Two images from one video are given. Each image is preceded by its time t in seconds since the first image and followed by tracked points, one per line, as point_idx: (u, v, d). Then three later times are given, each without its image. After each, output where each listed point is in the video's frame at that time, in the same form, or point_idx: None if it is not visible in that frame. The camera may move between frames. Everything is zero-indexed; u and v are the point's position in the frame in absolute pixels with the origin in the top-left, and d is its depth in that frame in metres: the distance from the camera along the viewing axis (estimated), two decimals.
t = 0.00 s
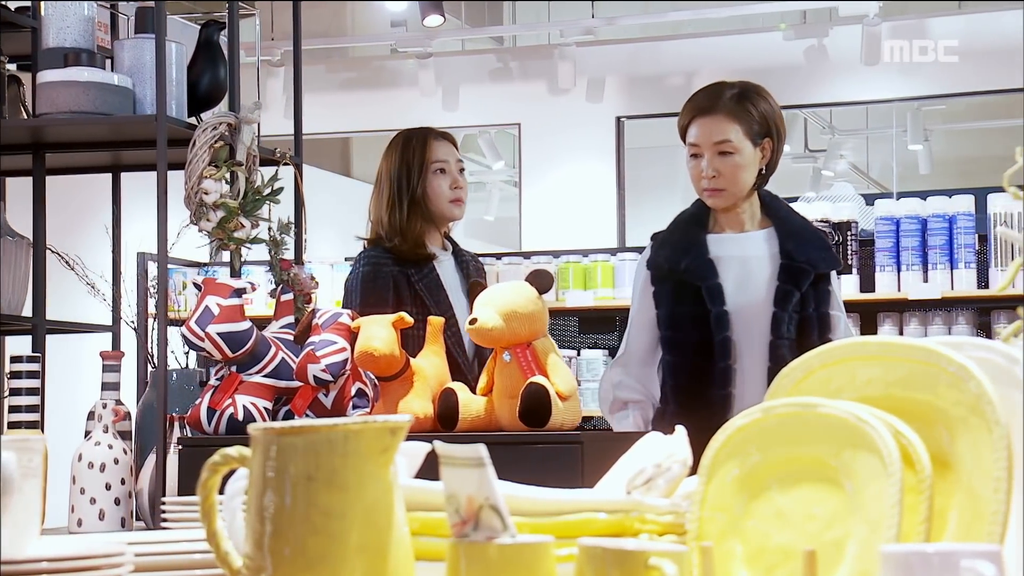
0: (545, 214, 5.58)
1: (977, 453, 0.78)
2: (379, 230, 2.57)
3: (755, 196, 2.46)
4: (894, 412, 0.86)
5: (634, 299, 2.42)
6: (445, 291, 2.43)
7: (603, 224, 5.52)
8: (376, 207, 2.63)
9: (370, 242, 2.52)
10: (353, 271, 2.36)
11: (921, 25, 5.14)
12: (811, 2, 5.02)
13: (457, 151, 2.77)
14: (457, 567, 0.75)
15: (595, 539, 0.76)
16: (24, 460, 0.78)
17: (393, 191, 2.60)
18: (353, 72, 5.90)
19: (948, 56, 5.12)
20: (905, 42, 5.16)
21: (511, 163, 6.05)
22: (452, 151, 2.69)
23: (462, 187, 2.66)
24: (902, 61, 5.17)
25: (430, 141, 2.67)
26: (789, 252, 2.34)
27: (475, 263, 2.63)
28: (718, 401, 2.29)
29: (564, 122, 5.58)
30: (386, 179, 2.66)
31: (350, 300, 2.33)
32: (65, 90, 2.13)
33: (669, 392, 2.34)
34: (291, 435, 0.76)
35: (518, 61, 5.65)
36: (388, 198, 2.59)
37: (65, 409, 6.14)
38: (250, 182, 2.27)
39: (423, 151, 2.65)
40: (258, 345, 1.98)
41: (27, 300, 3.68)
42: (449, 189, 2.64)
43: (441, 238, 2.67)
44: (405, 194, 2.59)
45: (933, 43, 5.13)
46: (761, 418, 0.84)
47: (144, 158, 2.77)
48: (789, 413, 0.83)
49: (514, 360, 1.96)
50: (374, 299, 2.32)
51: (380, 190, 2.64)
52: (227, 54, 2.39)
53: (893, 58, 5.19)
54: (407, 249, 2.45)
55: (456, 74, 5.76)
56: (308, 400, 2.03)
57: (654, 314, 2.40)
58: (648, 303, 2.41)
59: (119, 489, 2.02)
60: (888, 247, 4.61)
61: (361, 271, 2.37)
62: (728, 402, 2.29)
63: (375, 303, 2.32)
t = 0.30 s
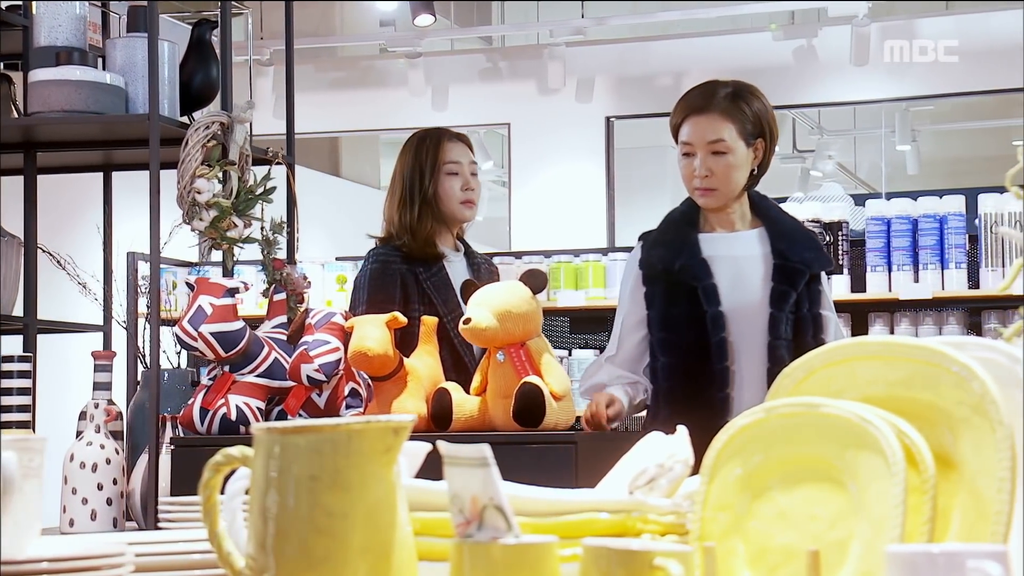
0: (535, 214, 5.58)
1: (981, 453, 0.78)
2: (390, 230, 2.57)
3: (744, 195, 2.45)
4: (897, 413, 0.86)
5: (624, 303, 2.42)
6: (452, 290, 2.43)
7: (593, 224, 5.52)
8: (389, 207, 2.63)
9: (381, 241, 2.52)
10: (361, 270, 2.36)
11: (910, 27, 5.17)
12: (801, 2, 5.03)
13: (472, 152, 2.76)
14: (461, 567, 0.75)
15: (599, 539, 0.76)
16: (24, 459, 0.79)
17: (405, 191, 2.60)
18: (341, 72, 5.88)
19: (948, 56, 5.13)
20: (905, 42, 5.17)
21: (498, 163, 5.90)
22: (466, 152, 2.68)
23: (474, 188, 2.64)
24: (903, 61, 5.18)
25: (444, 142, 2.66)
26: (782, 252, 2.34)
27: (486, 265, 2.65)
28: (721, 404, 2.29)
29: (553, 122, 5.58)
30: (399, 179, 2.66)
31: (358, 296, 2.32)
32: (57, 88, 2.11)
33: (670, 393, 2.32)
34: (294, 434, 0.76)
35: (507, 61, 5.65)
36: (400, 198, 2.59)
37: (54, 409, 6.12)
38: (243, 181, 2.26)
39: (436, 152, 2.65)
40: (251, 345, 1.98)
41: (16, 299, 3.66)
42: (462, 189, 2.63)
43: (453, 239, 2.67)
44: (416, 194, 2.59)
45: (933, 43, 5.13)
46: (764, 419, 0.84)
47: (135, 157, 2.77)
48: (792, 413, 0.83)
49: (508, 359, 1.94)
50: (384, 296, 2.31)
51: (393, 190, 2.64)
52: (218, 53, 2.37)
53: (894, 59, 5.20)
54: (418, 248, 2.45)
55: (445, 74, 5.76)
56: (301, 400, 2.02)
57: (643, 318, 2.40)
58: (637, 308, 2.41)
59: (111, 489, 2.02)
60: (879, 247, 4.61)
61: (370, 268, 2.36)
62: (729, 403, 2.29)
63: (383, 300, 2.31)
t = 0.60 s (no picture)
0: (528, 214, 5.57)
1: (985, 453, 0.78)
2: (399, 228, 2.58)
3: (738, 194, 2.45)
4: (901, 412, 0.86)
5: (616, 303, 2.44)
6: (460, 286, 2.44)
7: (587, 224, 5.52)
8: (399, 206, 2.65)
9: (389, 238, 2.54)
10: (370, 265, 2.38)
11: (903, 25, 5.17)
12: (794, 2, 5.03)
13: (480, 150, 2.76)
14: (465, 566, 0.74)
15: (604, 539, 0.76)
16: (27, 459, 0.78)
17: (413, 189, 2.61)
18: (334, 71, 5.86)
19: (948, 56, 5.13)
20: (904, 42, 5.16)
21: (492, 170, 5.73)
22: (473, 149, 2.68)
23: (481, 184, 2.64)
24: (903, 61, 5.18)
25: (450, 139, 2.67)
26: (774, 246, 2.33)
27: (494, 265, 2.65)
28: (719, 399, 2.29)
29: (547, 122, 5.58)
30: (408, 178, 2.67)
31: (366, 292, 2.34)
32: (52, 88, 2.10)
33: (669, 391, 2.32)
34: (298, 434, 0.76)
35: (500, 61, 5.64)
36: (408, 195, 2.60)
37: (48, 409, 6.11)
38: (238, 181, 2.27)
39: (441, 149, 2.65)
40: (247, 345, 1.98)
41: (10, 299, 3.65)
42: (469, 185, 2.63)
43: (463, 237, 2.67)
44: (424, 191, 2.59)
45: (933, 43, 5.13)
46: (767, 419, 0.84)
47: (129, 157, 2.76)
48: (796, 413, 0.83)
49: (504, 360, 1.94)
50: (392, 292, 2.33)
51: (402, 189, 2.66)
52: (214, 52, 2.36)
53: (894, 58, 5.20)
54: (426, 245, 2.46)
55: (438, 74, 5.75)
56: (297, 400, 2.02)
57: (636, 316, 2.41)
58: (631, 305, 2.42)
59: (106, 489, 2.01)
60: (873, 247, 4.62)
61: (378, 265, 2.38)
62: (725, 400, 2.29)
63: (390, 297, 2.33)
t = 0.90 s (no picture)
0: (524, 214, 5.57)
1: (991, 453, 0.78)
2: (404, 225, 2.60)
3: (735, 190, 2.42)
4: (906, 412, 0.86)
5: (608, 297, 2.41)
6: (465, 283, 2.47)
7: (582, 224, 5.52)
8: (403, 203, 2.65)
9: (394, 235, 2.56)
10: (376, 263, 2.40)
11: (898, 26, 5.19)
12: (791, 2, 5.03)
13: (485, 146, 2.74)
14: (472, 566, 0.74)
15: (610, 540, 0.76)
16: (31, 459, 0.78)
17: (416, 186, 2.61)
18: (329, 71, 5.85)
19: (948, 56, 5.13)
20: (904, 42, 5.17)
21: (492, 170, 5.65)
22: (476, 146, 2.66)
23: (484, 181, 2.64)
24: (903, 61, 5.18)
25: (452, 136, 2.65)
26: (773, 241, 2.33)
27: (497, 264, 2.65)
28: (711, 395, 2.28)
29: (543, 122, 5.57)
30: (412, 173, 2.67)
31: (371, 290, 2.36)
32: (50, 87, 2.10)
33: (662, 387, 2.32)
34: (303, 434, 0.76)
35: (496, 61, 5.64)
36: (411, 192, 2.61)
37: (44, 409, 6.11)
38: (237, 181, 2.25)
39: (445, 146, 2.64)
40: (245, 345, 1.97)
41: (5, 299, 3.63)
42: (472, 183, 2.63)
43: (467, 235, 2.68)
44: (427, 188, 2.60)
45: (933, 43, 5.13)
46: (772, 418, 0.84)
47: (125, 157, 2.76)
48: (800, 413, 0.83)
49: (503, 360, 1.93)
50: (399, 292, 2.35)
51: (406, 185, 2.66)
52: (211, 52, 2.36)
53: (893, 58, 5.20)
54: (432, 244, 2.48)
55: (434, 74, 5.75)
56: (295, 400, 2.01)
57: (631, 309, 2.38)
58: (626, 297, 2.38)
59: (104, 489, 2.01)
60: (870, 249, 4.60)
61: (384, 262, 2.40)
62: (718, 396, 2.29)
63: (396, 295, 2.35)
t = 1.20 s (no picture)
0: (521, 213, 5.57)
1: (995, 453, 0.78)
2: (402, 225, 2.60)
3: (732, 188, 2.42)
4: (911, 413, 0.86)
5: (607, 280, 2.40)
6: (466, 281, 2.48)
7: (579, 223, 5.51)
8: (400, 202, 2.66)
9: (392, 236, 2.56)
10: (376, 264, 2.40)
11: (894, 26, 5.20)
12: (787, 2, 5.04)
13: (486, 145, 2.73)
14: (476, 567, 0.74)
15: (616, 540, 0.76)
16: (35, 460, 0.78)
17: (411, 184, 2.62)
18: (326, 71, 5.85)
19: (948, 56, 5.13)
20: (904, 42, 5.17)
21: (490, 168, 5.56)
22: (472, 144, 2.66)
23: (479, 178, 2.61)
24: (902, 61, 5.18)
25: (447, 134, 2.65)
26: (770, 238, 2.33)
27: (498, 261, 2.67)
28: (704, 392, 2.29)
29: (540, 122, 5.57)
30: (408, 172, 2.67)
31: (373, 292, 2.37)
32: (48, 86, 2.09)
33: (654, 382, 2.31)
34: (308, 434, 0.76)
35: (492, 61, 5.64)
36: (407, 191, 2.61)
37: (41, 409, 6.10)
38: (235, 181, 2.24)
39: (439, 145, 2.63)
40: (244, 345, 1.96)
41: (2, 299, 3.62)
42: (469, 181, 2.62)
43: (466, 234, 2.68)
44: (421, 187, 2.60)
45: (933, 43, 5.13)
46: (777, 418, 0.84)
47: (122, 158, 2.76)
48: (806, 413, 0.83)
49: (502, 360, 1.93)
50: (399, 292, 2.35)
51: (403, 184, 2.66)
52: (209, 51, 2.36)
53: (893, 58, 5.20)
54: (429, 242, 2.48)
55: (431, 74, 5.75)
56: (294, 400, 1.99)
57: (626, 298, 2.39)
58: (622, 286, 2.39)
59: (102, 489, 2.01)
60: (868, 248, 4.60)
61: (384, 264, 2.40)
62: (711, 393, 2.29)
63: (398, 297, 2.35)
